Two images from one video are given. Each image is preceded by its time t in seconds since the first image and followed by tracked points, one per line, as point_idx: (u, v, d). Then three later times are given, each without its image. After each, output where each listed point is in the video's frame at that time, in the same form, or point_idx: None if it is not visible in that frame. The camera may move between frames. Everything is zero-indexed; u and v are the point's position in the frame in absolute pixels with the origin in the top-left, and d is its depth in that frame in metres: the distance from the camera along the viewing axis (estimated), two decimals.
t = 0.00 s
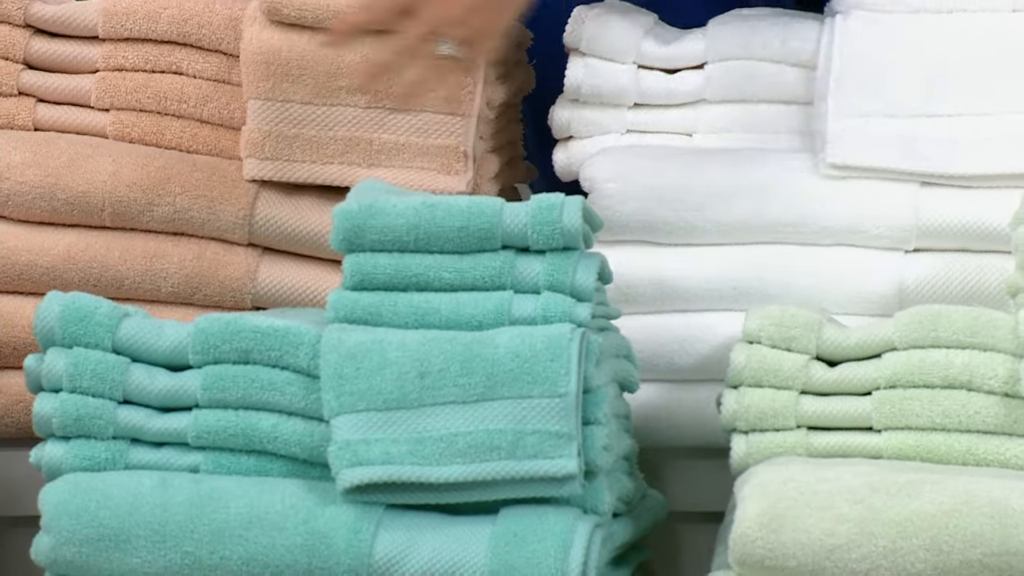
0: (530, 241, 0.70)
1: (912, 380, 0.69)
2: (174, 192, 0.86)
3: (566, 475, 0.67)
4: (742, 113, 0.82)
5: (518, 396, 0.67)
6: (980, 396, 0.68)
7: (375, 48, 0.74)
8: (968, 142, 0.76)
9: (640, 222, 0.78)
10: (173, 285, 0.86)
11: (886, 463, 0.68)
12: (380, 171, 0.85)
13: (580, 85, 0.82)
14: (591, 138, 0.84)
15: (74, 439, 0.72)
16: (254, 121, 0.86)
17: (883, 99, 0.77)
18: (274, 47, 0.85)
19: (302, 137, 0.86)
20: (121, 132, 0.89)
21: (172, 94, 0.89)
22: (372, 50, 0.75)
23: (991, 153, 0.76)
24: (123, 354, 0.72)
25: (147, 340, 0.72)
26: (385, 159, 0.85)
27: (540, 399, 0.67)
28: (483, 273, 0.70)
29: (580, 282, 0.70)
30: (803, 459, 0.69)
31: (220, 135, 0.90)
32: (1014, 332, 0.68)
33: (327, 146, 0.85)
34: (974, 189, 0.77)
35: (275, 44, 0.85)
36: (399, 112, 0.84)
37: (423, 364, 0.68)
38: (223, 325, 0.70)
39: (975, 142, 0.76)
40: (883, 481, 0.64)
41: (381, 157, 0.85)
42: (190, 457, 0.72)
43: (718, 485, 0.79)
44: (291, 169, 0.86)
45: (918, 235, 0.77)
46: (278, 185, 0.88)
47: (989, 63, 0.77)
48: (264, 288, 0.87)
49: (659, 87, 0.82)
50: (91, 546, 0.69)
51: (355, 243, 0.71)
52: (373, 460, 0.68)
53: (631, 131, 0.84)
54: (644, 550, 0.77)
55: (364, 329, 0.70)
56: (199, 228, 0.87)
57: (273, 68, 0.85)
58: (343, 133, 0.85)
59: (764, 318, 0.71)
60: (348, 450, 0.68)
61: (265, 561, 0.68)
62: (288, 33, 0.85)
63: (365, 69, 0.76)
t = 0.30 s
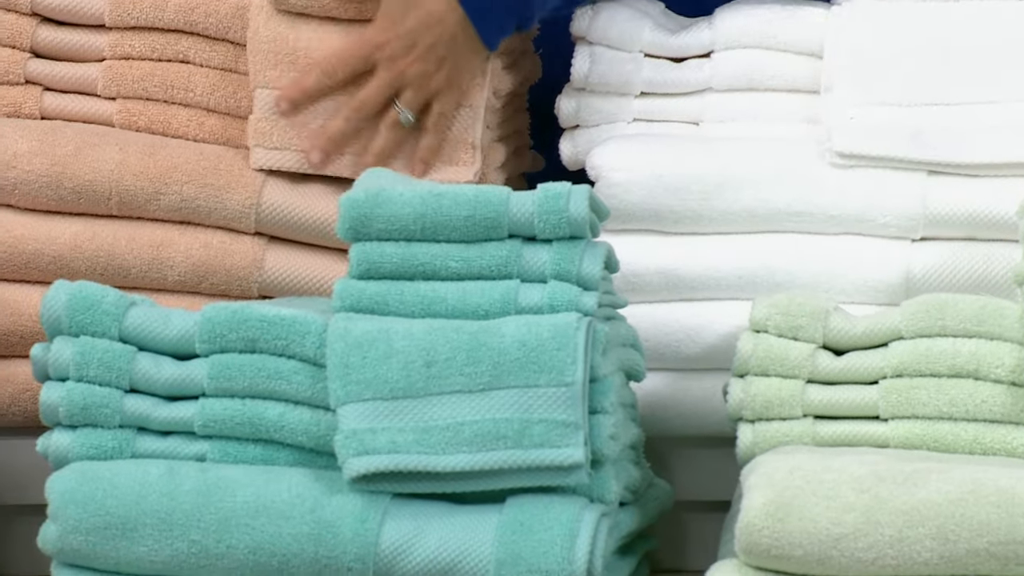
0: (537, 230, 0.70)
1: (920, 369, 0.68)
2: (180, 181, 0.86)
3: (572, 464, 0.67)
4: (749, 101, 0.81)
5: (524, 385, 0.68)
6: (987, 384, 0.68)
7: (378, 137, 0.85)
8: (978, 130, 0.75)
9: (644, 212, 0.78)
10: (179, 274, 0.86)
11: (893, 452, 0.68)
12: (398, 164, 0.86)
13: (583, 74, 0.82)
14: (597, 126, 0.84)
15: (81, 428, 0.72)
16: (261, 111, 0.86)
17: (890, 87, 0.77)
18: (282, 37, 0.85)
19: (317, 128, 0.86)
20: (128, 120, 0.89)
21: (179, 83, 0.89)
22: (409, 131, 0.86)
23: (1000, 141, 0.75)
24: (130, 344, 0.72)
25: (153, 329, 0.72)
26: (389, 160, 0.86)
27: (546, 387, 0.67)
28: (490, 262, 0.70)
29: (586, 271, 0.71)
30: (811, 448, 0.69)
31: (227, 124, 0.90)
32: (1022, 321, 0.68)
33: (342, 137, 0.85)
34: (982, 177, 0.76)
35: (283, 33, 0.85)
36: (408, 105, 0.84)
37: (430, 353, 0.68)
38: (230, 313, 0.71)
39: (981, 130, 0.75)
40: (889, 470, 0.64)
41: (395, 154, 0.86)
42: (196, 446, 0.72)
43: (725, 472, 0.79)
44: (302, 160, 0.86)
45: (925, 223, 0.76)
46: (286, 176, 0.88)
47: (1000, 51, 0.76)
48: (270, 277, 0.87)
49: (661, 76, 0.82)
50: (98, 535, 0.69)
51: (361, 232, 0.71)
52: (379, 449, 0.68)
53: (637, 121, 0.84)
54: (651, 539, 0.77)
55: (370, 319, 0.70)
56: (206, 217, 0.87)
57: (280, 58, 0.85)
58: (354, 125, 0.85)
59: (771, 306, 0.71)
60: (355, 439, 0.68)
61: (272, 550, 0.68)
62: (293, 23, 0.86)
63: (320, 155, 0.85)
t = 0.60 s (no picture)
0: (548, 220, 0.70)
1: (932, 359, 0.68)
2: (194, 170, 0.85)
3: (584, 455, 0.67)
4: (760, 91, 0.81)
5: (536, 375, 0.68)
6: (999, 375, 0.68)
7: (401, 132, 0.86)
8: (991, 121, 0.75)
9: (656, 203, 0.77)
10: (193, 264, 0.85)
11: (905, 443, 0.68)
12: (417, 158, 0.87)
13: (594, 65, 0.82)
14: (608, 117, 0.83)
15: (93, 418, 0.72)
16: (282, 105, 0.86)
17: (901, 77, 0.77)
18: (303, 31, 0.85)
19: (335, 119, 0.86)
20: (143, 110, 0.88)
21: (194, 73, 0.87)
22: (432, 127, 0.87)
23: (1012, 132, 0.75)
24: (141, 334, 0.72)
25: (165, 319, 0.72)
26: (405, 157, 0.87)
27: (558, 378, 0.67)
28: (502, 253, 0.70)
29: (597, 262, 0.70)
30: (823, 439, 0.68)
31: (242, 114, 0.89)
32: None
33: (360, 126, 0.86)
34: (994, 168, 0.76)
35: (304, 27, 0.85)
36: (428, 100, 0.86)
37: (441, 343, 0.68)
38: (241, 304, 0.71)
39: (992, 121, 0.75)
40: (899, 461, 0.64)
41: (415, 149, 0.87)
42: (207, 437, 0.72)
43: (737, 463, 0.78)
44: (319, 151, 0.86)
45: (936, 215, 0.75)
46: (301, 164, 0.87)
47: (1014, 42, 0.76)
48: (284, 267, 0.86)
49: (675, 67, 0.81)
50: (110, 525, 0.70)
51: (372, 223, 0.71)
52: (391, 439, 0.68)
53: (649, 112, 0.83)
54: (662, 530, 0.77)
55: (381, 309, 0.70)
56: (221, 206, 0.86)
57: (301, 53, 0.85)
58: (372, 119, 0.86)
59: (782, 297, 0.71)
60: (367, 430, 0.68)
61: (284, 540, 0.68)
62: (316, 16, 0.85)
63: (345, 151, 0.86)
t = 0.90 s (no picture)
0: (575, 214, 0.70)
1: (960, 353, 0.68)
2: (223, 163, 0.85)
3: (611, 448, 0.67)
4: (787, 85, 0.80)
5: (562, 368, 0.68)
6: None
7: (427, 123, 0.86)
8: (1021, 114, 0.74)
9: (683, 197, 0.77)
10: (221, 258, 0.85)
11: (933, 437, 0.67)
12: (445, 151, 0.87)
13: (623, 60, 0.81)
14: (635, 112, 0.83)
15: (120, 411, 0.72)
16: (311, 98, 0.86)
17: (930, 70, 0.76)
18: (331, 24, 0.84)
19: (362, 113, 0.86)
20: (170, 103, 0.88)
21: (223, 67, 0.87)
22: (460, 121, 0.87)
23: None
24: (169, 327, 0.72)
25: (192, 313, 0.72)
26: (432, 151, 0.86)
27: (584, 371, 0.67)
28: (528, 246, 0.70)
29: (624, 256, 0.70)
30: (851, 433, 0.68)
31: (269, 107, 0.88)
32: None
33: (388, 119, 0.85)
34: None
35: (331, 20, 0.84)
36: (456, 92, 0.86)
37: (468, 337, 0.68)
38: (268, 298, 0.71)
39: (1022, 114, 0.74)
40: (928, 455, 0.64)
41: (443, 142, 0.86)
42: (235, 429, 0.72)
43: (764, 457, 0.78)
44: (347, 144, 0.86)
45: (964, 207, 0.74)
46: (327, 157, 0.87)
47: None
48: (311, 260, 0.85)
49: (703, 61, 0.80)
50: (138, 518, 0.70)
51: (399, 216, 0.71)
52: (418, 432, 0.68)
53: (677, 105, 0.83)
54: (688, 524, 0.76)
55: (408, 303, 0.70)
56: (249, 199, 0.85)
57: (329, 46, 0.85)
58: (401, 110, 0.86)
59: (809, 290, 0.70)
60: (393, 423, 0.68)
61: (311, 533, 0.69)
62: (343, 8, 0.85)
63: (373, 143, 0.85)
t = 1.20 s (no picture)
0: (618, 210, 0.69)
1: (1005, 350, 0.67)
2: (266, 158, 0.85)
3: (653, 445, 0.67)
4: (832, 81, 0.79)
5: (605, 365, 0.67)
6: None
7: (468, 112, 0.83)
8: None
9: (726, 193, 0.76)
10: (263, 253, 0.85)
11: (977, 434, 0.66)
12: (483, 138, 0.82)
13: (670, 56, 0.80)
14: (679, 107, 0.82)
15: (165, 407, 0.73)
16: (351, 91, 0.85)
17: (975, 66, 0.75)
18: (370, 17, 0.83)
19: (400, 106, 0.84)
20: (214, 100, 0.88)
21: (266, 63, 0.87)
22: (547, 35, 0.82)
23: None
24: (213, 324, 0.72)
25: (236, 309, 0.72)
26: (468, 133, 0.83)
27: (627, 368, 0.67)
28: (571, 243, 0.70)
29: (668, 252, 0.70)
30: (894, 430, 0.67)
31: (312, 103, 0.88)
32: None
33: (426, 114, 0.83)
34: None
35: (371, 13, 0.83)
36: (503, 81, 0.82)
37: (511, 333, 0.68)
38: (311, 294, 0.71)
39: None
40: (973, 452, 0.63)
41: (478, 124, 0.83)
42: (278, 426, 0.72)
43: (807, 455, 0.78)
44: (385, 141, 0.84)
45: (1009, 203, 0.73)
46: (370, 155, 0.86)
47: None
48: (354, 256, 0.85)
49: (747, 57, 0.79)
50: (181, 514, 0.70)
51: (442, 213, 0.71)
52: (460, 429, 0.68)
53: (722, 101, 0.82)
54: (732, 521, 0.76)
55: (451, 299, 0.70)
56: (292, 195, 0.85)
57: (369, 39, 0.83)
58: (443, 101, 0.83)
59: (853, 287, 0.69)
60: (436, 419, 0.68)
61: (354, 529, 0.69)
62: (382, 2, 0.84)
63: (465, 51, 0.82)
